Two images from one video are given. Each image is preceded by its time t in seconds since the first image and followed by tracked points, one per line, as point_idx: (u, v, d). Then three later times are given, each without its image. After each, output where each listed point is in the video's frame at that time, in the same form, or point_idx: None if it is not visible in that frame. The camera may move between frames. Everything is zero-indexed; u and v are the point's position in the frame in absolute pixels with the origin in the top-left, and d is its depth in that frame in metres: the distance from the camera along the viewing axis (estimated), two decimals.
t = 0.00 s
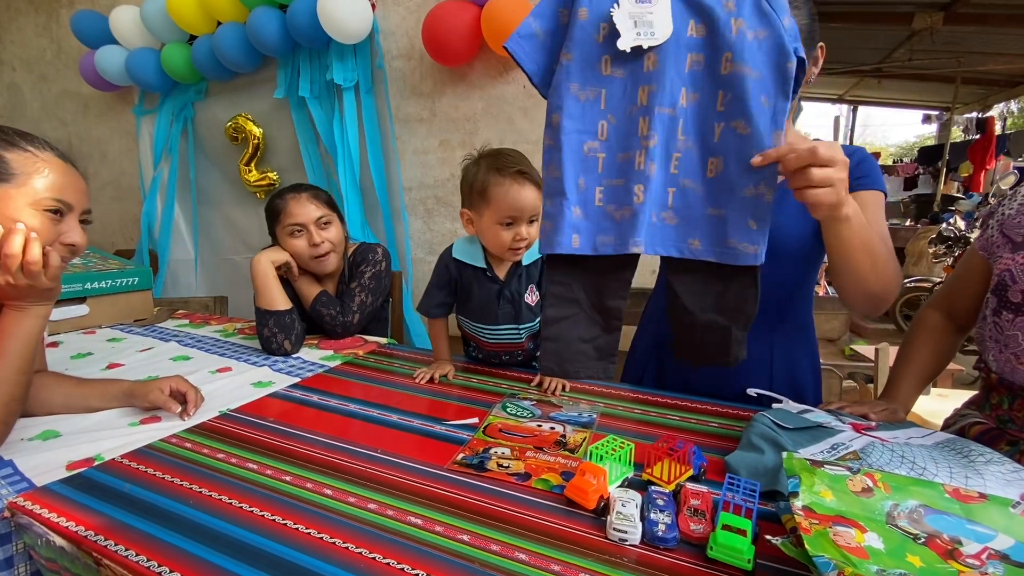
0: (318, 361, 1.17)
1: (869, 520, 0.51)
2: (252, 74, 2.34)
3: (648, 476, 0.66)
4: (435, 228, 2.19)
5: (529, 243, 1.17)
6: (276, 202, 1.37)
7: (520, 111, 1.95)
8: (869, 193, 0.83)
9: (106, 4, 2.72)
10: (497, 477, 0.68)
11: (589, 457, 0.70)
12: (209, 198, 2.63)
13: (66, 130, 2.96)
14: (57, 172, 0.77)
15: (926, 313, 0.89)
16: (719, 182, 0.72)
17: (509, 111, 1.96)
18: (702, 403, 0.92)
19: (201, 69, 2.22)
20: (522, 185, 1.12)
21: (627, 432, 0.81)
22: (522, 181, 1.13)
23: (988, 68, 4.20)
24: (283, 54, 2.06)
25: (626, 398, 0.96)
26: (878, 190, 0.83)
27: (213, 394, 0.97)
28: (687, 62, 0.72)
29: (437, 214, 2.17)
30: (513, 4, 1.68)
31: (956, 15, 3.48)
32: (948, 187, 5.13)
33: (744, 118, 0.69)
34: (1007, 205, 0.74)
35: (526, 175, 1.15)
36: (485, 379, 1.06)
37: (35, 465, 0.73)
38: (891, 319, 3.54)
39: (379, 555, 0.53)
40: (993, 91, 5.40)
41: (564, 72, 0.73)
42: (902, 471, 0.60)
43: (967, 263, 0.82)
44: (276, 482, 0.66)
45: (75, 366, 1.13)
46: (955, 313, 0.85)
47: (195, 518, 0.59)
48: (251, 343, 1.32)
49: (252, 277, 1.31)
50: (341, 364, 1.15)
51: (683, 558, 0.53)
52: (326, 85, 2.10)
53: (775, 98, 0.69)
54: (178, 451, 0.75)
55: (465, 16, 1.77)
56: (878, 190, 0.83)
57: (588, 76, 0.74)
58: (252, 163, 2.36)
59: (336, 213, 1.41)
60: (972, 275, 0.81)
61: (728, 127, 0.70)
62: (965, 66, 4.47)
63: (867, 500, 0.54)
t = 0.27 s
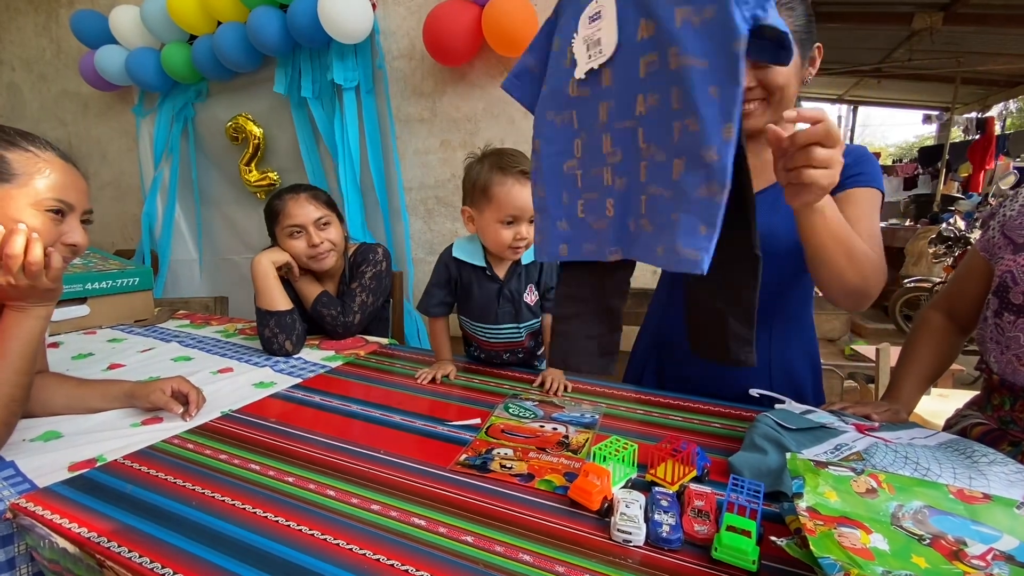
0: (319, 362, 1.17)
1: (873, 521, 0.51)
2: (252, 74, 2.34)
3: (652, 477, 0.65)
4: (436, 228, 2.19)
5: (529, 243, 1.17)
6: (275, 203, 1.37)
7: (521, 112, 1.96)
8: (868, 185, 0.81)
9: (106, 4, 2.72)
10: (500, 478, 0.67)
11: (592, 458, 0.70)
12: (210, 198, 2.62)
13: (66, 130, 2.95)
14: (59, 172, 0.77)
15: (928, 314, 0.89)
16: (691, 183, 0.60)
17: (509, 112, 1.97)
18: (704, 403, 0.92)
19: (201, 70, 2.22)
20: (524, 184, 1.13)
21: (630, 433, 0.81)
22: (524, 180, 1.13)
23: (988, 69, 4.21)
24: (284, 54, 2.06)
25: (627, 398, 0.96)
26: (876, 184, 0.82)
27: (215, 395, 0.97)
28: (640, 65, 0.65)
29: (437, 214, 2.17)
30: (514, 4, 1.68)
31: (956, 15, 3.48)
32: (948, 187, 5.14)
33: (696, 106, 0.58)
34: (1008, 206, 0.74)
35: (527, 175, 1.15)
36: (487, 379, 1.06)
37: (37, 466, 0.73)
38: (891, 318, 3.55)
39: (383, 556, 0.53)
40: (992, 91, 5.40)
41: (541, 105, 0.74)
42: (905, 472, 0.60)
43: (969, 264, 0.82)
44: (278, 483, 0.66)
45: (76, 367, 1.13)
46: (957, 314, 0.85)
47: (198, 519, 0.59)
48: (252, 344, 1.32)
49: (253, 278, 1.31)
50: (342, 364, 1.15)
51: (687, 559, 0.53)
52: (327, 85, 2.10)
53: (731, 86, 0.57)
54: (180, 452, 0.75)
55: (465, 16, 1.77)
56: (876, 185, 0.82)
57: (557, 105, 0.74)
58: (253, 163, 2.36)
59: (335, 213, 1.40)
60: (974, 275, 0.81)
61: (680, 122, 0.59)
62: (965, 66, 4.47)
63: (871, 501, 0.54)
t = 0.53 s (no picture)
0: (319, 361, 1.17)
1: (876, 521, 0.51)
2: (251, 74, 2.34)
3: (654, 477, 0.65)
4: (435, 228, 2.19)
5: (528, 243, 1.15)
6: (274, 203, 1.36)
7: (521, 112, 1.96)
8: (867, 200, 0.81)
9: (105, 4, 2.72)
10: (501, 478, 0.67)
11: (594, 458, 0.70)
12: (209, 198, 2.62)
13: (65, 130, 2.95)
14: (58, 171, 0.77)
15: (930, 314, 0.89)
16: (574, 198, 0.54)
17: (509, 112, 1.97)
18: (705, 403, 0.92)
19: (201, 69, 2.21)
20: (523, 183, 1.11)
21: (631, 433, 0.81)
22: (523, 179, 1.12)
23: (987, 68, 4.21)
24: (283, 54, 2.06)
25: (628, 398, 0.96)
26: (878, 198, 0.81)
27: (215, 395, 0.97)
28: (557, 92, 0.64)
29: (437, 214, 2.17)
30: (514, 4, 1.68)
31: (955, 15, 3.48)
32: (948, 187, 5.14)
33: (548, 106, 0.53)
34: (1009, 207, 0.74)
35: (528, 174, 1.14)
36: (486, 379, 1.06)
37: (36, 466, 0.72)
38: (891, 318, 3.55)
39: (384, 557, 0.52)
40: (992, 90, 5.40)
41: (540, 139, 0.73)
42: (907, 472, 0.60)
43: (971, 265, 0.82)
44: (278, 484, 0.66)
45: (76, 367, 1.12)
46: (959, 315, 0.85)
47: (198, 520, 0.58)
48: (252, 343, 1.32)
49: (252, 277, 1.31)
50: (342, 364, 1.14)
51: (689, 559, 0.53)
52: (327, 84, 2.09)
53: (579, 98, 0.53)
54: (180, 452, 0.74)
55: (466, 15, 1.77)
56: (878, 198, 0.81)
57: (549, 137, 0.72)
58: (252, 163, 2.36)
59: (335, 213, 1.40)
60: (976, 276, 0.81)
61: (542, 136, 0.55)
62: (964, 66, 4.47)
63: (873, 501, 0.54)
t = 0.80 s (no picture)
0: (319, 362, 1.17)
1: (879, 522, 0.51)
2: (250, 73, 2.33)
3: (655, 478, 0.65)
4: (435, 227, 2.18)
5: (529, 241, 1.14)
6: (273, 203, 1.36)
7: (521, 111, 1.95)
8: (872, 207, 0.81)
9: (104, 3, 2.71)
10: (501, 479, 0.67)
11: (594, 459, 0.70)
12: (208, 198, 2.62)
13: (64, 130, 2.94)
14: (55, 170, 0.76)
15: (933, 314, 0.88)
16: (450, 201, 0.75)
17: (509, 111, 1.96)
18: (706, 403, 0.92)
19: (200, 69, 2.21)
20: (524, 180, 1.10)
21: (632, 433, 0.81)
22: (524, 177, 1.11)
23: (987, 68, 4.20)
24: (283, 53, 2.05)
25: (629, 398, 0.95)
26: (884, 204, 0.81)
27: (213, 395, 0.96)
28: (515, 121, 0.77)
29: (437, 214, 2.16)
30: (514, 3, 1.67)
31: (955, 15, 3.48)
32: (947, 187, 5.14)
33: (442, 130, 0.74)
34: (1014, 206, 0.74)
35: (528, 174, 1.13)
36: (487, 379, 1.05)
37: (33, 467, 0.72)
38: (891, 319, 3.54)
39: (382, 558, 0.52)
40: (992, 90, 5.40)
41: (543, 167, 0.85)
42: (910, 473, 0.59)
43: (974, 264, 0.82)
44: (277, 484, 0.66)
45: (73, 367, 1.12)
46: (962, 314, 0.85)
47: (195, 521, 0.58)
48: (251, 344, 1.31)
49: (251, 277, 1.30)
50: (342, 364, 1.14)
51: (690, 560, 0.52)
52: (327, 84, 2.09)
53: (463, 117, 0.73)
54: (177, 453, 0.74)
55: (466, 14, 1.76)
56: (884, 204, 0.81)
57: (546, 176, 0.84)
58: (251, 163, 2.35)
59: (334, 213, 1.40)
60: (979, 275, 0.81)
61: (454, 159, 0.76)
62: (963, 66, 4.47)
63: (876, 502, 0.53)
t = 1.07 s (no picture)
0: (316, 362, 1.16)
1: (881, 524, 0.50)
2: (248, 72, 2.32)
3: (654, 479, 0.64)
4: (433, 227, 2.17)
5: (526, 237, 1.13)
6: (269, 201, 1.35)
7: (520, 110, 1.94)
8: (876, 207, 0.80)
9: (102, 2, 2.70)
10: (498, 480, 0.66)
11: (592, 460, 0.69)
12: (207, 198, 2.61)
13: (61, 129, 2.94)
14: (47, 168, 0.76)
15: (935, 312, 0.87)
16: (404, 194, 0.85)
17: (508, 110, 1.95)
18: (706, 403, 0.91)
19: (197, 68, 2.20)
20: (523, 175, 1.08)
21: (631, 433, 0.80)
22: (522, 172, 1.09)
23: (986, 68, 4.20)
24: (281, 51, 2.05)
25: (628, 398, 0.94)
26: (888, 204, 0.80)
27: (208, 395, 0.96)
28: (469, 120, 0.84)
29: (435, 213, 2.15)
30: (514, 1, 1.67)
31: (954, 14, 3.48)
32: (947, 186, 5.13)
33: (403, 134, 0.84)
34: (1017, 204, 0.73)
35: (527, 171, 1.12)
36: (485, 380, 1.04)
37: (25, 468, 0.71)
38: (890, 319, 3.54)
39: (376, 560, 0.51)
40: (991, 90, 5.40)
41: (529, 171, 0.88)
42: (912, 473, 0.59)
43: (977, 263, 0.81)
44: (271, 485, 0.65)
45: (68, 367, 1.11)
46: (964, 313, 0.84)
47: (188, 523, 0.57)
48: (248, 344, 1.30)
49: (248, 277, 1.29)
50: (339, 365, 1.13)
51: (689, 563, 0.52)
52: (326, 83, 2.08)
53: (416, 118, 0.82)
54: (171, 454, 0.73)
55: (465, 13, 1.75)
56: (888, 204, 0.80)
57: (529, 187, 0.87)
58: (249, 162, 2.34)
59: (331, 212, 1.39)
60: (981, 275, 0.80)
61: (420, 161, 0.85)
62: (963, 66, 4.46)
63: (878, 504, 0.53)
